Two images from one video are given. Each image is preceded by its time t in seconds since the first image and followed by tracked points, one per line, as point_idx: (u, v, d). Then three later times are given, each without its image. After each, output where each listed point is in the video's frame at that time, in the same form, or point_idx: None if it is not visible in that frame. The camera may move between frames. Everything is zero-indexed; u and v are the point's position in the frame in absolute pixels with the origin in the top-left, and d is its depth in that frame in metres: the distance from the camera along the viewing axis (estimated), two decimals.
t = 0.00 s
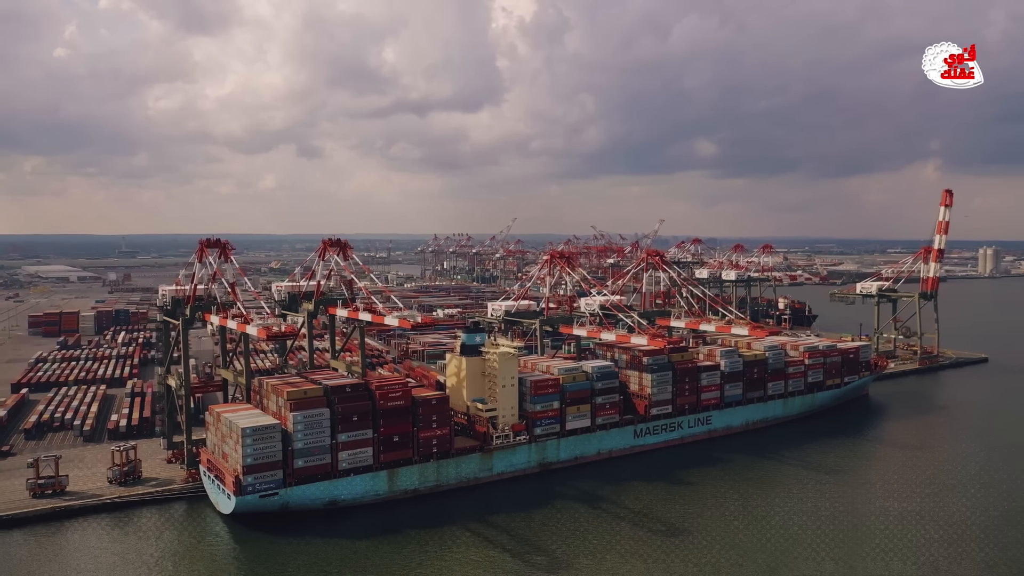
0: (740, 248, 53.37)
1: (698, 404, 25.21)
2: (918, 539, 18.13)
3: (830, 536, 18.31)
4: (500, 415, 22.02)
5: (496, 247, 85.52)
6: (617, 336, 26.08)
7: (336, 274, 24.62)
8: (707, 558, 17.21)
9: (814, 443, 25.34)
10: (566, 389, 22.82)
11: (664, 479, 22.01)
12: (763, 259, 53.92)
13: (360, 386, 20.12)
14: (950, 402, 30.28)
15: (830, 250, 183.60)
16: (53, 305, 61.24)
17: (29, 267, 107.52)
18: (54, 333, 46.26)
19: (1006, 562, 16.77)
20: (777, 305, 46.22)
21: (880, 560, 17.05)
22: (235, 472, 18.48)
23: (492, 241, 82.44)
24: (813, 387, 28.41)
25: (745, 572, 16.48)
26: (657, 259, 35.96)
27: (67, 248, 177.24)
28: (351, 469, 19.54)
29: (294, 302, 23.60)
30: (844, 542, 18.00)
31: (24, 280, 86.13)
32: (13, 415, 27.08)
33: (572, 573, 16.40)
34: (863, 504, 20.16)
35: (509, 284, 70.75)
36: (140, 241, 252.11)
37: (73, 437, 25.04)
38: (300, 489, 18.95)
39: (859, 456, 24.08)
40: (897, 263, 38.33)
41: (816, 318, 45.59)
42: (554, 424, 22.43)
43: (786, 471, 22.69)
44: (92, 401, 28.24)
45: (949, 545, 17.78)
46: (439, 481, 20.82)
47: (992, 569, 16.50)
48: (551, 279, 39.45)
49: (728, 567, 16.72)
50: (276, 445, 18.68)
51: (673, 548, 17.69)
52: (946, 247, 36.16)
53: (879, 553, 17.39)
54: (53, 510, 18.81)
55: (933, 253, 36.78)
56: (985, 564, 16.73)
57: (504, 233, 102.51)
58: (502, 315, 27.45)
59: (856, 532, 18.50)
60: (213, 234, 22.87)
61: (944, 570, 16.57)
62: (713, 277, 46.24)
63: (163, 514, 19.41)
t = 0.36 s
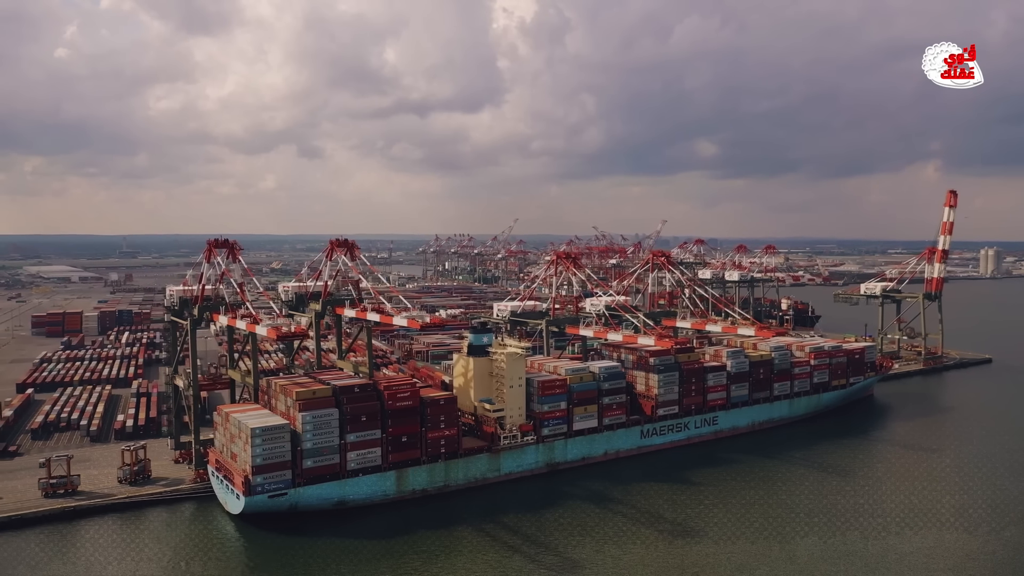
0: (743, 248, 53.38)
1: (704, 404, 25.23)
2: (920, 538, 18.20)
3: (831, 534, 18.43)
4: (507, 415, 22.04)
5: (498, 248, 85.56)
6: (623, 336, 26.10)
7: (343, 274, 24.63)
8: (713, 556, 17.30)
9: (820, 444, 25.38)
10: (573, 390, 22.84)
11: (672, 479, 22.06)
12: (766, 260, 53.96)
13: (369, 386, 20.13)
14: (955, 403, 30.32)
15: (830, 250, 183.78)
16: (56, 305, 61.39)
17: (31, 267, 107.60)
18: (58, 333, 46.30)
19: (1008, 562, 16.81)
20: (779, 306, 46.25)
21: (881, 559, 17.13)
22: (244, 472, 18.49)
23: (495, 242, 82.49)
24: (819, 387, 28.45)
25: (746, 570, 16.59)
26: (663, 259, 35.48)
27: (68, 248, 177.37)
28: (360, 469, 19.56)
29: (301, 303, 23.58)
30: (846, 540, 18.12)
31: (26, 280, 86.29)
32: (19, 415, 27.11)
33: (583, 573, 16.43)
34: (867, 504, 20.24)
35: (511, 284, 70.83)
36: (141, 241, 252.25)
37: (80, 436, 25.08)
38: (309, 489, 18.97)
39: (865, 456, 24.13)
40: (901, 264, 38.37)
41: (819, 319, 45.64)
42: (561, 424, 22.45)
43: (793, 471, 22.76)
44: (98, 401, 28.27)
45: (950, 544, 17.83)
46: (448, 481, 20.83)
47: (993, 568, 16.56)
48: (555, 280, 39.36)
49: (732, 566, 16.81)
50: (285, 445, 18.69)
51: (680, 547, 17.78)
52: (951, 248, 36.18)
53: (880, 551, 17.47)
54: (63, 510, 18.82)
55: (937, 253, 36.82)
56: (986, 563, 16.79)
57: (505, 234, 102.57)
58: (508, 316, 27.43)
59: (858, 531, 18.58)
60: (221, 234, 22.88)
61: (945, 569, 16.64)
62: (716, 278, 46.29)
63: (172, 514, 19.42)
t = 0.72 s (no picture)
0: (746, 248, 53.40)
1: (710, 404, 25.27)
2: (924, 540, 18.19)
3: (835, 537, 18.41)
4: (515, 415, 22.06)
5: (499, 248, 85.65)
6: (630, 336, 26.12)
7: (350, 274, 24.65)
8: (720, 558, 17.28)
9: (826, 444, 25.41)
10: (580, 390, 22.87)
11: (678, 479, 22.09)
12: (768, 260, 53.98)
13: (378, 386, 20.15)
14: (960, 403, 30.36)
15: (831, 250, 183.82)
16: (59, 305, 61.50)
17: (32, 267, 107.84)
18: (61, 333, 46.35)
19: (1011, 565, 16.81)
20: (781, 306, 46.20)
21: (882, 562, 17.09)
22: (253, 472, 18.52)
23: (497, 241, 82.57)
24: (824, 388, 28.49)
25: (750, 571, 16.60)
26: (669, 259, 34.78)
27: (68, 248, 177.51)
28: (369, 469, 19.59)
29: (308, 303, 23.58)
30: (848, 542, 18.12)
31: (27, 280, 86.47)
32: (25, 415, 27.14)
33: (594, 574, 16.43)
34: (871, 505, 20.23)
35: (513, 284, 70.91)
36: (141, 241, 252.39)
37: (87, 437, 25.13)
38: (318, 489, 18.99)
39: (871, 456, 24.17)
40: (905, 265, 38.42)
41: (822, 320, 45.70)
42: (568, 424, 22.47)
43: (798, 471, 22.80)
44: (104, 401, 28.31)
45: (953, 547, 17.82)
46: (456, 481, 20.86)
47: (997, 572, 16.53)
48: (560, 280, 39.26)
49: (737, 567, 16.80)
50: (294, 445, 18.70)
51: (689, 548, 17.79)
52: (955, 249, 36.21)
53: (883, 553, 17.47)
54: (72, 510, 18.87)
55: (942, 254, 36.86)
56: (987, 567, 16.77)
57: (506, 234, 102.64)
58: (513, 316, 27.42)
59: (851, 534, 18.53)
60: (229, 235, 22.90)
61: (945, 572, 16.63)
62: (720, 279, 46.31)
63: (180, 514, 19.44)
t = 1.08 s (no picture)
0: (749, 248, 53.39)
1: (717, 404, 25.32)
2: (926, 539, 18.26)
3: (836, 535, 18.49)
4: (523, 415, 22.10)
5: (502, 248, 85.75)
6: (637, 337, 26.14)
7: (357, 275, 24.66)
8: (727, 557, 17.33)
9: (832, 444, 25.45)
10: (588, 390, 22.91)
11: (687, 480, 22.10)
12: (772, 261, 53.98)
13: (387, 386, 20.19)
14: (965, 403, 30.40)
15: (831, 251, 183.95)
16: (62, 305, 61.68)
17: (34, 268, 108.04)
18: (65, 333, 46.44)
19: (1011, 564, 16.85)
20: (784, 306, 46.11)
21: (882, 562, 17.14)
22: (264, 472, 18.56)
23: (499, 241, 82.70)
24: (830, 388, 28.55)
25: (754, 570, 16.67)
26: (675, 259, 34.70)
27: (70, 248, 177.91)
28: (378, 469, 19.63)
29: (315, 302, 23.60)
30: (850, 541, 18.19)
31: (30, 280, 86.68)
32: (33, 415, 27.19)
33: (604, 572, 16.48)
34: (876, 504, 20.31)
35: (515, 285, 70.98)
36: (142, 241, 252.62)
37: (94, 437, 25.18)
38: (328, 488, 19.03)
39: (876, 456, 24.22)
40: (910, 265, 38.46)
41: (826, 320, 45.73)
42: (576, 424, 22.51)
43: (806, 471, 22.84)
44: (111, 401, 28.37)
45: (955, 546, 17.88)
46: (464, 481, 20.90)
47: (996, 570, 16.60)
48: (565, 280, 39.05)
49: (742, 566, 16.85)
50: (304, 445, 18.72)
51: (696, 547, 17.83)
52: (960, 249, 36.24)
53: (884, 552, 17.57)
54: (82, 510, 18.92)
55: (946, 254, 36.91)
56: (988, 566, 16.80)
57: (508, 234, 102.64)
58: (520, 317, 27.45)
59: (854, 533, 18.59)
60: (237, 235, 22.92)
61: (946, 571, 16.66)
62: (723, 279, 46.36)
63: (189, 513, 19.46)
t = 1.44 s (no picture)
0: (754, 249, 53.38)
1: (726, 404, 25.37)
2: (931, 539, 18.26)
3: (839, 534, 18.55)
4: (533, 415, 22.14)
5: (505, 248, 85.83)
6: (647, 337, 26.01)
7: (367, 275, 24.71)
8: (737, 556, 17.37)
9: (840, 444, 25.48)
10: (598, 390, 22.96)
11: (697, 479, 22.13)
12: (777, 261, 53.96)
13: (399, 386, 20.25)
14: (972, 404, 30.42)
15: (834, 251, 183.65)
16: (67, 305, 61.85)
17: (38, 268, 108.22)
18: (72, 333, 46.58)
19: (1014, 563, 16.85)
20: (790, 307, 46.09)
21: (884, 561, 17.19)
22: (277, 471, 18.63)
23: (503, 241, 82.74)
24: (838, 388, 28.59)
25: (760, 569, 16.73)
26: (684, 260, 34.70)
27: (72, 248, 178.12)
28: (390, 469, 19.69)
29: (326, 303, 23.66)
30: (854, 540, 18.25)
31: (34, 280, 86.94)
32: (43, 414, 27.29)
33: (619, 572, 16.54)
34: (885, 504, 20.31)
35: (519, 285, 71.00)
36: (144, 241, 252.90)
37: (105, 436, 25.28)
38: (341, 488, 19.09)
39: (885, 456, 24.25)
40: (916, 266, 38.49)
41: (831, 321, 45.73)
42: (586, 424, 22.56)
43: (817, 471, 22.86)
44: (120, 401, 28.46)
45: (956, 545, 17.92)
46: (475, 480, 20.95)
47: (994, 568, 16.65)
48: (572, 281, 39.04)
49: (748, 565, 16.91)
50: (317, 444, 18.79)
51: (703, 545, 17.91)
52: (966, 250, 36.26)
53: (885, 551, 17.60)
54: (96, 509, 19.01)
55: (953, 255, 36.93)
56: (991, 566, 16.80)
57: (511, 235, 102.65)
58: (527, 317, 27.12)
59: (858, 533, 18.63)
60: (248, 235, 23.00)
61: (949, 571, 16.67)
62: (728, 280, 46.38)
63: (201, 512, 19.53)
